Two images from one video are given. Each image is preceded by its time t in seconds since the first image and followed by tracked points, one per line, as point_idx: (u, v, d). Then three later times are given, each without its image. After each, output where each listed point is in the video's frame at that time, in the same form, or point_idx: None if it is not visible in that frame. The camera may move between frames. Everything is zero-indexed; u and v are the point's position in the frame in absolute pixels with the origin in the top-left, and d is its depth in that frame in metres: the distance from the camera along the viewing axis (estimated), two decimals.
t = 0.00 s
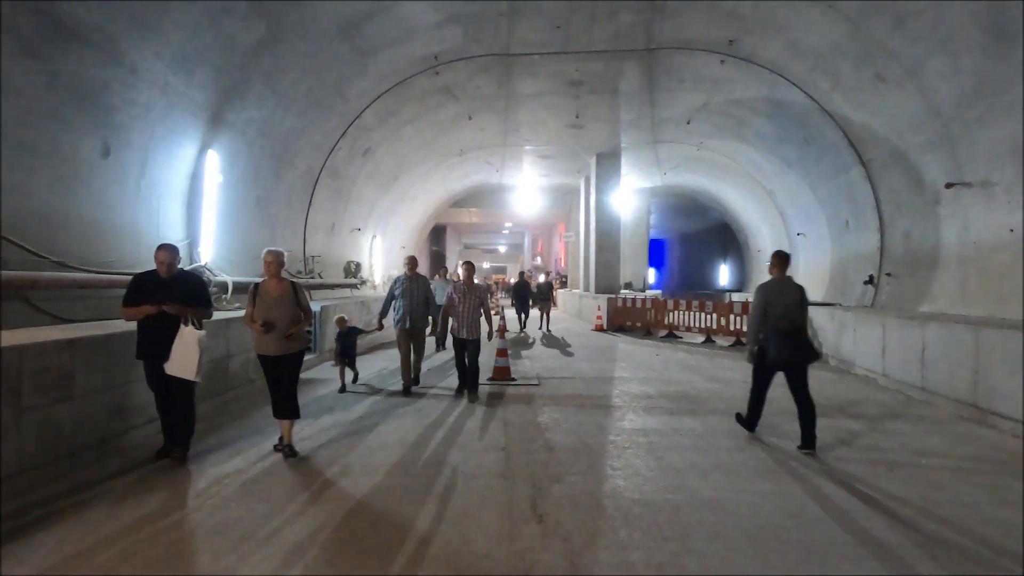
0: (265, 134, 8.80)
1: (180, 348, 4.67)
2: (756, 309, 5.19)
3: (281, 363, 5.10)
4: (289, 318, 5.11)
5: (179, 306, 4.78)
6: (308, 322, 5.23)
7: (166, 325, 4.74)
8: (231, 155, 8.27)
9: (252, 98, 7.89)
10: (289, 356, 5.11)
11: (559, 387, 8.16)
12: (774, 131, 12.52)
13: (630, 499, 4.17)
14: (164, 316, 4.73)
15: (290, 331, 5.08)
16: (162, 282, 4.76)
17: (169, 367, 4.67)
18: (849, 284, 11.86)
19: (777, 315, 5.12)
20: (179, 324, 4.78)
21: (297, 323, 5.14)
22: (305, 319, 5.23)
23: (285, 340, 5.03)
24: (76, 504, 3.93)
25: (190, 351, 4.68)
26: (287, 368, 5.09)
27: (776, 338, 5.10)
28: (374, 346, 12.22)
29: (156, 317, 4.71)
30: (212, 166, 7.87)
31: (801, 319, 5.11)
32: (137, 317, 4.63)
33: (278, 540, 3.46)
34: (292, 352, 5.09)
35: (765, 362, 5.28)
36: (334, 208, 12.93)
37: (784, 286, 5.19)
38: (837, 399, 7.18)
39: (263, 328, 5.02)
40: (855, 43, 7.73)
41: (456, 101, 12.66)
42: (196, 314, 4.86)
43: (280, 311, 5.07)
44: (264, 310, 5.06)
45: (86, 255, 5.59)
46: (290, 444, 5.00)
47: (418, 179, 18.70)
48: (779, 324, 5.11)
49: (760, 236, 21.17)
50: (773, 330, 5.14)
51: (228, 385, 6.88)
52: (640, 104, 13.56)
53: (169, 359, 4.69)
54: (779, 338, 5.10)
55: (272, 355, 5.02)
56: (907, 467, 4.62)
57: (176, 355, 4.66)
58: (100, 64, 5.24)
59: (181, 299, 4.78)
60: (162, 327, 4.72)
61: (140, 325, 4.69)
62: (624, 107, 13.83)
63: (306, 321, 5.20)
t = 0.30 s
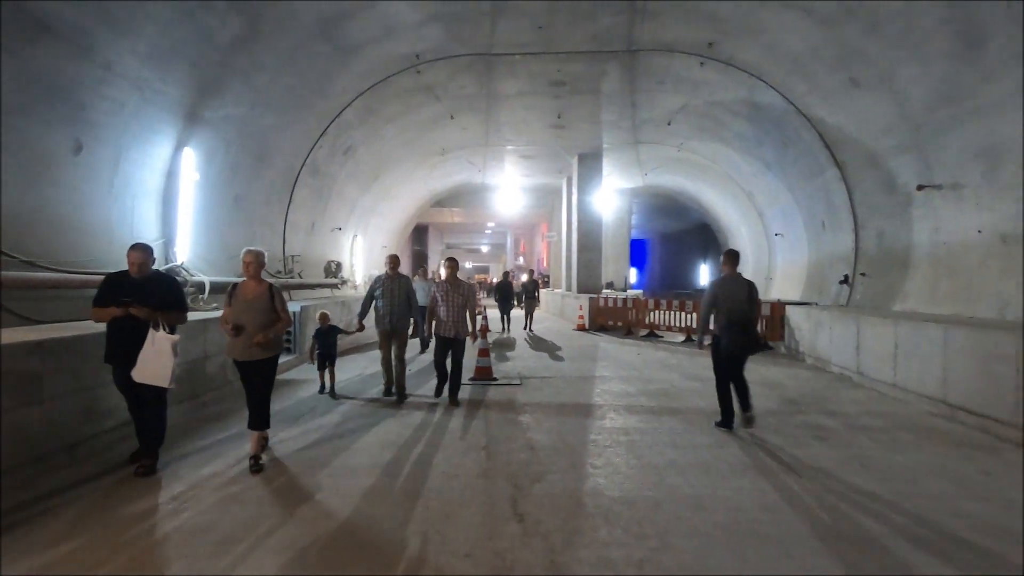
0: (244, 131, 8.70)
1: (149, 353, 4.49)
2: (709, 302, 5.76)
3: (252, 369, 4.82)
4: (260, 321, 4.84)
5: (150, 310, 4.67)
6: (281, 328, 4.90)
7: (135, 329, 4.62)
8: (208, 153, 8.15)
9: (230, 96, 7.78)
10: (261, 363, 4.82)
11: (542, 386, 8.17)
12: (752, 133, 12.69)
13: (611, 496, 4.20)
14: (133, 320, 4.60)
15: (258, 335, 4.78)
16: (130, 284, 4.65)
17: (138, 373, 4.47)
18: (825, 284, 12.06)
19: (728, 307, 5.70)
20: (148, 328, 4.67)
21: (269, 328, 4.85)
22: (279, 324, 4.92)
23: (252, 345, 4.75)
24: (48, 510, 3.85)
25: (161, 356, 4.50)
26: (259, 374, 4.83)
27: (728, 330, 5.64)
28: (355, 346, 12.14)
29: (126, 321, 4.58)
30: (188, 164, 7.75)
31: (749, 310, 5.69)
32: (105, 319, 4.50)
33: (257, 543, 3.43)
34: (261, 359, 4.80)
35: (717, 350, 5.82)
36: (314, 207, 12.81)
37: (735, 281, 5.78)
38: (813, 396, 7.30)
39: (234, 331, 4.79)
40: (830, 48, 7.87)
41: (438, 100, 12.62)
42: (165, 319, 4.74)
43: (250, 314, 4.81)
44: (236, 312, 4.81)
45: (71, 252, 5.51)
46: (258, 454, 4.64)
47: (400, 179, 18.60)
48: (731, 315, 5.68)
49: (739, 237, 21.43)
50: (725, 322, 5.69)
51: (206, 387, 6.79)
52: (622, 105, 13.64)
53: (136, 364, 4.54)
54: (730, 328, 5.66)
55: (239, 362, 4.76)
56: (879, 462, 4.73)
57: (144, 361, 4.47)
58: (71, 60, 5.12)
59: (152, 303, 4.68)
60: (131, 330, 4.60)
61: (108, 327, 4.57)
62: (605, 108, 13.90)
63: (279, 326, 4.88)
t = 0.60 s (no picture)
0: (216, 128, 8.54)
1: (108, 356, 4.38)
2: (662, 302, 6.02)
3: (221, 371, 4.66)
4: (224, 321, 4.63)
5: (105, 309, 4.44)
6: (245, 329, 4.64)
7: (94, 327, 4.45)
8: (179, 149, 7.98)
9: (201, 91, 7.63)
10: (227, 366, 4.63)
11: (519, 386, 8.18)
12: (726, 134, 12.88)
13: (586, 495, 4.23)
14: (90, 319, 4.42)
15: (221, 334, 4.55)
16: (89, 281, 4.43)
17: (96, 376, 4.38)
18: (797, 283, 12.29)
19: (681, 307, 5.95)
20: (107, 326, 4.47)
21: (231, 329, 4.59)
22: (244, 325, 4.65)
23: (210, 346, 4.55)
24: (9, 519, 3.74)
25: (120, 359, 4.40)
26: (226, 377, 4.63)
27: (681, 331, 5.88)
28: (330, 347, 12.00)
29: (83, 318, 4.39)
30: (157, 160, 7.58)
31: (703, 309, 5.91)
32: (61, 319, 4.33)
33: (227, 548, 3.37)
34: (222, 361, 4.59)
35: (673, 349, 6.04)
36: (288, 205, 12.62)
37: (690, 281, 6.02)
38: (784, 394, 7.43)
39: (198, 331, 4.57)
40: (801, 52, 8.02)
41: (415, 99, 12.54)
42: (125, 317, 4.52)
43: (213, 313, 4.59)
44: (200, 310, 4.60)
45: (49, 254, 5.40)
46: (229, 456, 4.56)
47: (376, 178, 18.44)
48: (683, 315, 5.93)
49: (714, 237, 21.70)
50: (678, 321, 5.93)
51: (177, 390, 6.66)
52: (599, 106, 13.72)
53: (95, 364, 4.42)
54: (683, 328, 5.90)
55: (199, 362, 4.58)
56: (846, 459, 4.84)
57: (102, 364, 4.37)
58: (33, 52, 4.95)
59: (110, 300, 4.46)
60: (89, 329, 4.43)
61: (66, 324, 4.42)
62: (582, 109, 13.96)
63: (242, 328, 4.61)
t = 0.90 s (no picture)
0: (191, 125, 8.40)
1: (56, 363, 4.10)
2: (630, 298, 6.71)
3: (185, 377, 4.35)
4: (186, 324, 4.28)
5: (52, 313, 4.11)
6: (207, 333, 4.29)
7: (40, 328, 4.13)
8: (152, 146, 7.83)
9: (174, 87, 7.50)
10: (190, 372, 4.32)
11: (499, 386, 8.18)
12: (704, 136, 13.02)
13: (566, 494, 4.25)
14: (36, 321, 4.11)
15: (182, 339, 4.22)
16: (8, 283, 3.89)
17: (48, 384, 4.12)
18: (773, 283, 12.48)
19: (646, 303, 6.66)
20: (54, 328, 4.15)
21: (191, 333, 4.25)
22: (206, 329, 4.30)
23: (170, 352, 4.23)
24: None
25: (69, 366, 4.12)
26: (190, 383, 4.34)
27: (645, 322, 6.62)
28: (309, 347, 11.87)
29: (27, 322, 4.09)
30: (129, 158, 7.42)
31: (665, 306, 6.67)
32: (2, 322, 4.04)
33: (201, 552, 3.32)
34: (185, 366, 4.28)
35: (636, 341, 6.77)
36: (266, 204, 12.45)
37: (654, 280, 6.74)
38: (761, 392, 7.54)
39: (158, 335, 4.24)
40: (777, 55, 8.15)
41: (395, 97, 12.47)
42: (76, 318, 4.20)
43: (172, 317, 4.25)
44: (160, 313, 4.27)
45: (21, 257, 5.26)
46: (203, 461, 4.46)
47: (356, 176, 18.28)
48: (648, 310, 6.65)
49: (692, 237, 21.95)
50: (643, 316, 6.65)
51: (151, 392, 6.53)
52: (579, 107, 13.77)
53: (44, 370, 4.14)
54: (647, 322, 6.63)
55: (160, 370, 4.26)
56: (819, 455, 4.94)
57: (52, 372, 4.10)
58: None
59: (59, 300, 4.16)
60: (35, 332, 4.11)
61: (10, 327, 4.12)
62: (563, 109, 14.00)
63: (202, 332, 4.26)
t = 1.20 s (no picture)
0: (162, 122, 8.23)
1: None
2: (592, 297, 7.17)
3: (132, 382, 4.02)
4: (128, 326, 3.88)
5: None
6: (153, 334, 3.90)
7: None
8: (122, 143, 7.65)
9: (145, 83, 7.34)
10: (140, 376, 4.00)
11: (478, 386, 8.16)
12: (682, 137, 13.14)
13: (544, 493, 4.26)
14: None
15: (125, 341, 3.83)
16: None
17: None
18: (749, 282, 12.66)
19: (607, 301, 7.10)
20: None
21: (135, 335, 3.86)
22: (153, 329, 3.91)
23: (111, 356, 3.84)
24: None
25: None
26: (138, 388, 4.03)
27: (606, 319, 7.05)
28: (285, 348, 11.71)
29: None
30: (98, 154, 7.24)
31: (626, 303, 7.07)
32: None
33: (173, 558, 3.26)
34: (131, 371, 3.93)
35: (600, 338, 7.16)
36: (241, 203, 12.26)
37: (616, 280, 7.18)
38: (737, 390, 7.64)
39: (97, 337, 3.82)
40: (752, 59, 8.26)
41: (374, 96, 12.37)
42: None
43: (111, 318, 3.84)
44: (98, 314, 3.84)
45: None
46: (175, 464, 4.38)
47: (333, 175, 18.08)
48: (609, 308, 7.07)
49: (670, 237, 22.15)
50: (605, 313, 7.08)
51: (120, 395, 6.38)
52: (558, 107, 13.81)
53: None
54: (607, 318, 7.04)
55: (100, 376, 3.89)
56: (794, 452, 5.02)
57: None
58: None
59: None
60: None
61: None
62: (542, 109, 14.02)
63: (148, 333, 3.88)
